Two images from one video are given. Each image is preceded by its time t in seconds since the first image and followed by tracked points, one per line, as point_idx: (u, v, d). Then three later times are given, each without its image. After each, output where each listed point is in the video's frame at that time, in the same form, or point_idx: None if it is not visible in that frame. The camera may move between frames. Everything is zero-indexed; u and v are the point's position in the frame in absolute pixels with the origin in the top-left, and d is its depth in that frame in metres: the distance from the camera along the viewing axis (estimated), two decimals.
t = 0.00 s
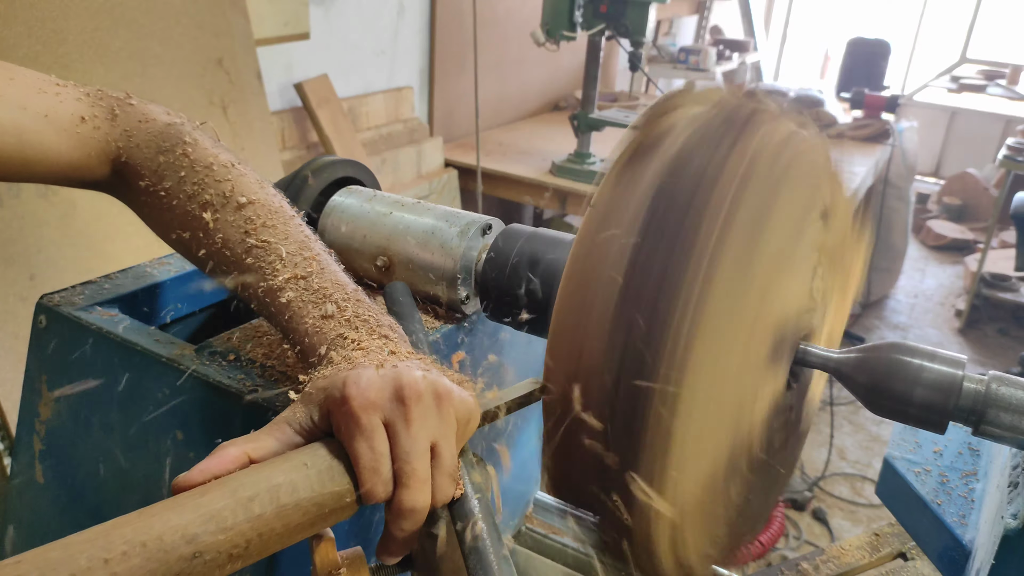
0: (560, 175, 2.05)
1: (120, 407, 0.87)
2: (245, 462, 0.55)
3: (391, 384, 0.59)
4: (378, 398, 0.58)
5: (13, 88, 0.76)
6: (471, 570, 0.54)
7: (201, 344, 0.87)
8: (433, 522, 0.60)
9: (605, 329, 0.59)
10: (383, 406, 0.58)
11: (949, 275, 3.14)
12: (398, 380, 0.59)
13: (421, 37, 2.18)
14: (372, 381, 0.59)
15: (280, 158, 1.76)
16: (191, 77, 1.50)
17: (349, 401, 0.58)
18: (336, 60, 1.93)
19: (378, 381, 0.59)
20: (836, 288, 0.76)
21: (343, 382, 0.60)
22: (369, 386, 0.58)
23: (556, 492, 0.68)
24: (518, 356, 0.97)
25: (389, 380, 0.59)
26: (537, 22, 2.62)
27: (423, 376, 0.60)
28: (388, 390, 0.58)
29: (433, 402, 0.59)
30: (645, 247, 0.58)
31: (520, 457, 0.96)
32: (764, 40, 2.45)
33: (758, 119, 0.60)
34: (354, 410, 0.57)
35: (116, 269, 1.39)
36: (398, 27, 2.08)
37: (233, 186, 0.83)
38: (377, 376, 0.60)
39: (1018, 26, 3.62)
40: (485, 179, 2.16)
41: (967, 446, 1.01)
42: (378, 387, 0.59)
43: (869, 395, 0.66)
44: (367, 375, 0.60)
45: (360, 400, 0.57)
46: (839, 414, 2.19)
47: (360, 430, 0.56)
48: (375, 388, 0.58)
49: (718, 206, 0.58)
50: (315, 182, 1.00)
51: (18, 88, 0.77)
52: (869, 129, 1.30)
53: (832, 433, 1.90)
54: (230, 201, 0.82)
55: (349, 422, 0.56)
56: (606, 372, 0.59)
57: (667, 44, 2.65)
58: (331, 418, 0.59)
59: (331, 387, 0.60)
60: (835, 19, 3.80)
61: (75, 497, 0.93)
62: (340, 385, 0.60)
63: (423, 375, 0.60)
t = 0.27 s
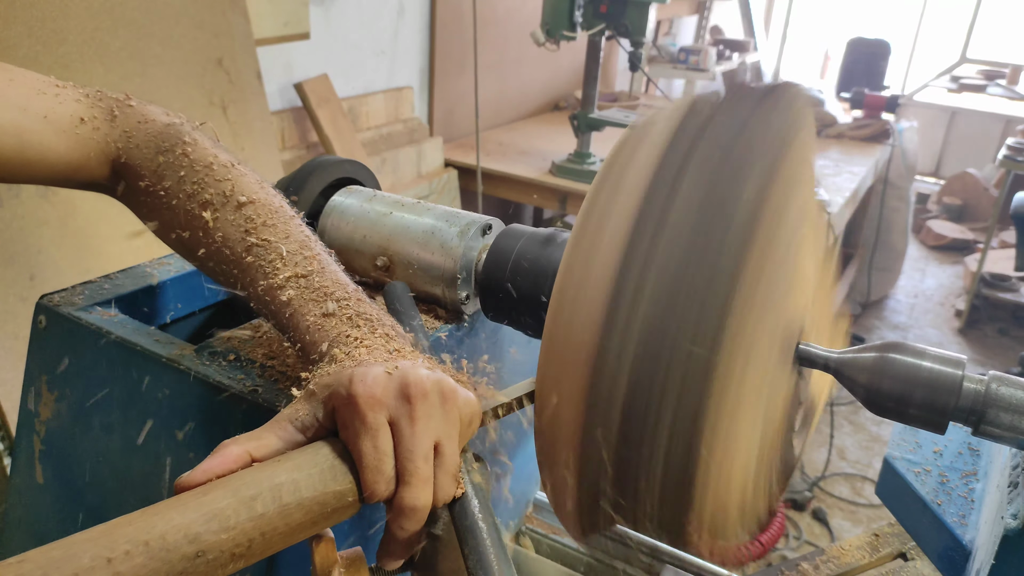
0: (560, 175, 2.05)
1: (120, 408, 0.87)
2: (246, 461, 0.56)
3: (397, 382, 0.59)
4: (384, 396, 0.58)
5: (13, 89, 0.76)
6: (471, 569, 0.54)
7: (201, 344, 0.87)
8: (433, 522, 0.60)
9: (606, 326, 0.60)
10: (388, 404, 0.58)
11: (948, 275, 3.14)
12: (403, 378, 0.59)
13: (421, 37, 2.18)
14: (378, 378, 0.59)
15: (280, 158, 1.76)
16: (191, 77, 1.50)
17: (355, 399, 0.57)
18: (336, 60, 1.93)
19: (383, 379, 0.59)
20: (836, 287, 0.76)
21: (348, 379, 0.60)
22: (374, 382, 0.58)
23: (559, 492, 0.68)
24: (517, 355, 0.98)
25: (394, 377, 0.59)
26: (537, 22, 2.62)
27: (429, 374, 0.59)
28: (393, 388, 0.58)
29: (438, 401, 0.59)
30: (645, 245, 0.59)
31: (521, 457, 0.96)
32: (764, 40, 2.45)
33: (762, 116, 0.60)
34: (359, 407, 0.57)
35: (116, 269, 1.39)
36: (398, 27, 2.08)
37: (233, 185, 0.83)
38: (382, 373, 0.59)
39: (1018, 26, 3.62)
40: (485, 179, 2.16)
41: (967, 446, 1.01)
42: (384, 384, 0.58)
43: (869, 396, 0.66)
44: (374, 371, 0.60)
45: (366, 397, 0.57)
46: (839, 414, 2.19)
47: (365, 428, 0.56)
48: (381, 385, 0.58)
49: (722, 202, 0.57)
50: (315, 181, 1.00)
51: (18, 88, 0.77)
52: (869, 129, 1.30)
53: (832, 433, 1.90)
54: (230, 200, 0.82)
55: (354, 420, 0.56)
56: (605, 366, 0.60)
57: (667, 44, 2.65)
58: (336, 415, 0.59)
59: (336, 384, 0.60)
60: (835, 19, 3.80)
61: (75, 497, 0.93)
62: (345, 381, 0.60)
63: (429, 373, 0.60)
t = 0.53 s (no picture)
0: (560, 175, 2.05)
1: (120, 407, 0.87)
2: (247, 461, 0.56)
3: (399, 380, 0.58)
4: (386, 394, 0.57)
5: (13, 90, 0.77)
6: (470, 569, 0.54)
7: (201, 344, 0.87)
8: (433, 522, 0.61)
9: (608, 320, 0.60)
10: (390, 403, 0.57)
11: (948, 275, 3.14)
12: (406, 377, 0.58)
13: (421, 37, 2.18)
14: (381, 376, 0.59)
15: (280, 158, 1.76)
16: (191, 77, 1.50)
17: (357, 398, 0.57)
18: (336, 60, 1.93)
19: (386, 377, 0.59)
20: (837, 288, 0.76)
21: (351, 378, 0.59)
22: (377, 381, 0.58)
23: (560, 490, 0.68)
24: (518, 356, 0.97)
25: (396, 376, 0.59)
26: (537, 22, 2.62)
27: (431, 373, 0.59)
28: (396, 387, 0.58)
29: (440, 399, 0.58)
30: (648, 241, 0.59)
31: (519, 457, 0.96)
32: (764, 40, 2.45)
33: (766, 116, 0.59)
34: (362, 406, 0.56)
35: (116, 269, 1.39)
36: (398, 27, 2.08)
37: (233, 185, 0.83)
38: (385, 372, 0.59)
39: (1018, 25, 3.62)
40: (485, 179, 2.16)
41: (967, 446, 1.01)
42: (386, 382, 0.58)
43: (869, 396, 0.66)
44: (377, 370, 0.59)
45: (368, 396, 0.57)
46: (839, 414, 2.19)
47: (367, 427, 0.55)
48: (383, 383, 0.58)
49: (726, 201, 0.57)
50: (315, 181, 1.00)
51: (18, 88, 0.78)
52: (870, 129, 1.29)
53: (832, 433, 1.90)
54: (230, 200, 0.82)
55: (356, 418, 0.56)
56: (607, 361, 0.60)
57: (668, 44, 2.65)
58: (337, 413, 0.59)
59: (339, 383, 0.60)
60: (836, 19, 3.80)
61: (75, 497, 0.93)
62: (347, 379, 0.60)
63: (431, 372, 0.59)
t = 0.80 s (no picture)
0: (560, 175, 2.05)
1: (120, 407, 0.87)
2: (248, 461, 0.55)
3: (401, 380, 0.59)
4: (388, 394, 0.58)
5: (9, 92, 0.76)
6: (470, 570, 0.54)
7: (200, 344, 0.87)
8: (433, 522, 0.60)
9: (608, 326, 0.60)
10: (393, 403, 0.58)
11: (949, 275, 3.13)
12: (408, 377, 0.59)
13: (421, 37, 2.18)
14: (383, 375, 0.59)
15: (280, 158, 1.76)
16: (191, 77, 1.50)
17: (360, 397, 0.57)
18: (336, 60, 1.93)
19: (389, 376, 0.59)
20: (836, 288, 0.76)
21: (353, 377, 0.59)
22: (380, 380, 0.58)
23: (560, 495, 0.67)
24: (517, 357, 0.99)
25: (399, 376, 0.59)
26: (537, 22, 2.62)
27: (433, 373, 0.60)
28: (399, 386, 0.58)
29: (442, 399, 0.59)
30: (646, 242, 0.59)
31: (520, 459, 0.97)
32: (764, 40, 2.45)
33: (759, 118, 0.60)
34: (364, 405, 0.56)
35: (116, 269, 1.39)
36: (398, 27, 2.08)
37: (231, 187, 0.83)
38: (388, 371, 0.59)
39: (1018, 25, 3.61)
40: (485, 179, 2.16)
41: (967, 446, 1.01)
42: (389, 381, 0.58)
43: (870, 394, 0.66)
44: (378, 369, 0.59)
45: (371, 395, 0.57)
46: (839, 414, 2.19)
47: (370, 426, 0.55)
48: (386, 383, 0.58)
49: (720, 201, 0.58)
50: (316, 181, 1.00)
51: (14, 90, 0.77)
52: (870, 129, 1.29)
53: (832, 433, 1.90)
54: (229, 201, 0.82)
55: (359, 417, 0.56)
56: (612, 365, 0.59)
57: (668, 44, 2.65)
58: (339, 412, 0.59)
59: (340, 382, 0.59)
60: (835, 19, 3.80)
61: (75, 497, 0.93)
62: (350, 378, 0.59)
63: (433, 372, 0.60)
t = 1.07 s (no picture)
0: (560, 175, 2.05)
1: (119, 408, 0.87)
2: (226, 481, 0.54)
3: (340, 410, 0.57)
4: (329, 423, 0.56)
5: (16, 73, 0.75)
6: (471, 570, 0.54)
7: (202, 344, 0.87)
8: (432, 522, 0.61)
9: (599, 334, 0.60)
10: (333, 432, 0.57)
11: (949, 274, 3.14)
12: (346, 408, 0.57)
13: (421, 37, 2.18)
14: (324, 406, 0.57)
15: (280, 158, 1.76)
16: (191, 78, 1.50)
17: (299, 426, 0.56)
18: (336, 60, 1.93)
19: (329, 408, 0.57)
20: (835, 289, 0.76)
21: (296, 407, 0.58)
22: (320, 410, 0.57)
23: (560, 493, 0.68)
24: (516, 358, 0.98)
25: (339, 406, 0.57)
26: (537, 22, 2.62)
27: (375, 398, 0.58)
28: (337, 416, 0.57)
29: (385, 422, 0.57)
30: (640, 251, 0.59)
31: (519, 460, 0.97)
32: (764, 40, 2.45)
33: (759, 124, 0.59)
34: (303, 434, 0.55)
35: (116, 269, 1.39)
36: (398, 27, 2.08)
37: (234, 182, 0.83)
38: (327, 401, 0.57)
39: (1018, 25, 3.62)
40: (484, 179, 2.16)
41: (967, 446, 1.01)
42: (328, 411, 0.57)
43: (870, 396, 0.66)
44: (319, 399, 0.58)
45: (312, 424, 0.56)
46: (839, 414, 2.19)
47: (307, 454, 0.54)
48: (325, 413, 0.57)
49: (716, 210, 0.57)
50: (315, 182, 1.00)
51: (20, 70, 0.76)
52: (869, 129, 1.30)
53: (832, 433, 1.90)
54: (231, 198, 0.82)
55: (297, 446, 0.55)
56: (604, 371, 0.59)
57: (668, 43, 2.65)
58: (284, 439, 0.57)
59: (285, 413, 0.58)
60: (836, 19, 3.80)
61: (75, 497, 0.93)
62: (292, 408, 0.58)
63: (376, 397, 0.58)
